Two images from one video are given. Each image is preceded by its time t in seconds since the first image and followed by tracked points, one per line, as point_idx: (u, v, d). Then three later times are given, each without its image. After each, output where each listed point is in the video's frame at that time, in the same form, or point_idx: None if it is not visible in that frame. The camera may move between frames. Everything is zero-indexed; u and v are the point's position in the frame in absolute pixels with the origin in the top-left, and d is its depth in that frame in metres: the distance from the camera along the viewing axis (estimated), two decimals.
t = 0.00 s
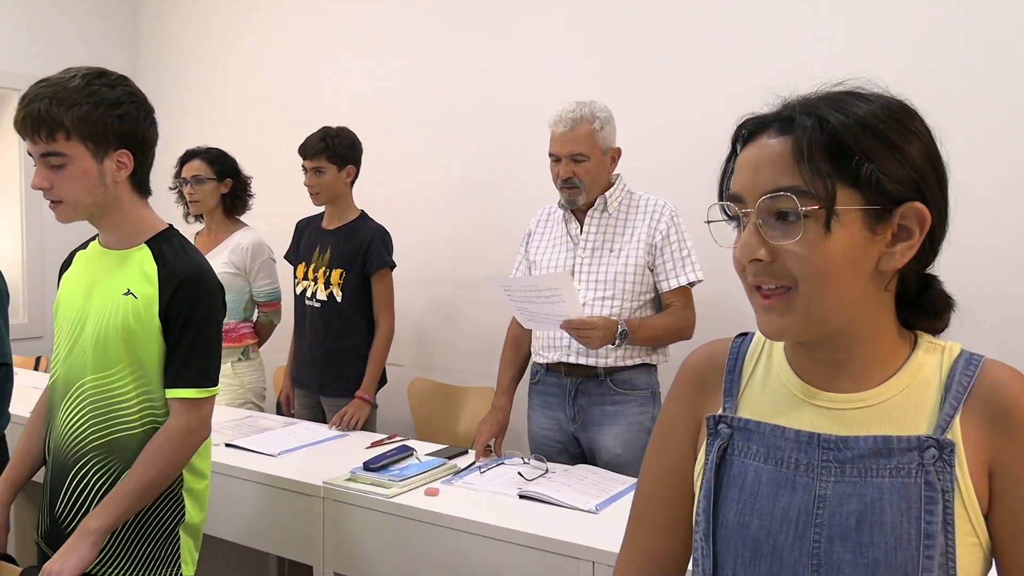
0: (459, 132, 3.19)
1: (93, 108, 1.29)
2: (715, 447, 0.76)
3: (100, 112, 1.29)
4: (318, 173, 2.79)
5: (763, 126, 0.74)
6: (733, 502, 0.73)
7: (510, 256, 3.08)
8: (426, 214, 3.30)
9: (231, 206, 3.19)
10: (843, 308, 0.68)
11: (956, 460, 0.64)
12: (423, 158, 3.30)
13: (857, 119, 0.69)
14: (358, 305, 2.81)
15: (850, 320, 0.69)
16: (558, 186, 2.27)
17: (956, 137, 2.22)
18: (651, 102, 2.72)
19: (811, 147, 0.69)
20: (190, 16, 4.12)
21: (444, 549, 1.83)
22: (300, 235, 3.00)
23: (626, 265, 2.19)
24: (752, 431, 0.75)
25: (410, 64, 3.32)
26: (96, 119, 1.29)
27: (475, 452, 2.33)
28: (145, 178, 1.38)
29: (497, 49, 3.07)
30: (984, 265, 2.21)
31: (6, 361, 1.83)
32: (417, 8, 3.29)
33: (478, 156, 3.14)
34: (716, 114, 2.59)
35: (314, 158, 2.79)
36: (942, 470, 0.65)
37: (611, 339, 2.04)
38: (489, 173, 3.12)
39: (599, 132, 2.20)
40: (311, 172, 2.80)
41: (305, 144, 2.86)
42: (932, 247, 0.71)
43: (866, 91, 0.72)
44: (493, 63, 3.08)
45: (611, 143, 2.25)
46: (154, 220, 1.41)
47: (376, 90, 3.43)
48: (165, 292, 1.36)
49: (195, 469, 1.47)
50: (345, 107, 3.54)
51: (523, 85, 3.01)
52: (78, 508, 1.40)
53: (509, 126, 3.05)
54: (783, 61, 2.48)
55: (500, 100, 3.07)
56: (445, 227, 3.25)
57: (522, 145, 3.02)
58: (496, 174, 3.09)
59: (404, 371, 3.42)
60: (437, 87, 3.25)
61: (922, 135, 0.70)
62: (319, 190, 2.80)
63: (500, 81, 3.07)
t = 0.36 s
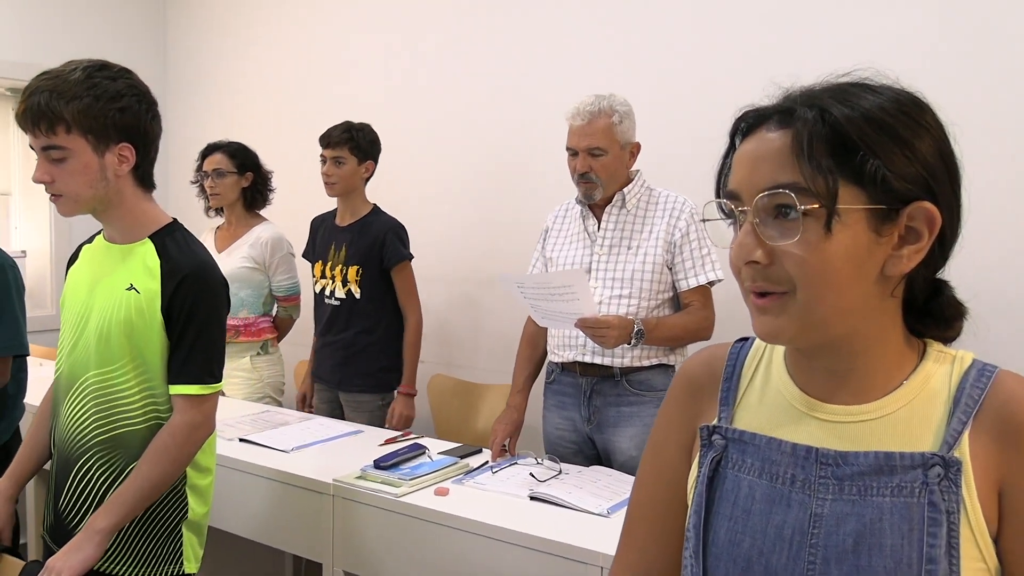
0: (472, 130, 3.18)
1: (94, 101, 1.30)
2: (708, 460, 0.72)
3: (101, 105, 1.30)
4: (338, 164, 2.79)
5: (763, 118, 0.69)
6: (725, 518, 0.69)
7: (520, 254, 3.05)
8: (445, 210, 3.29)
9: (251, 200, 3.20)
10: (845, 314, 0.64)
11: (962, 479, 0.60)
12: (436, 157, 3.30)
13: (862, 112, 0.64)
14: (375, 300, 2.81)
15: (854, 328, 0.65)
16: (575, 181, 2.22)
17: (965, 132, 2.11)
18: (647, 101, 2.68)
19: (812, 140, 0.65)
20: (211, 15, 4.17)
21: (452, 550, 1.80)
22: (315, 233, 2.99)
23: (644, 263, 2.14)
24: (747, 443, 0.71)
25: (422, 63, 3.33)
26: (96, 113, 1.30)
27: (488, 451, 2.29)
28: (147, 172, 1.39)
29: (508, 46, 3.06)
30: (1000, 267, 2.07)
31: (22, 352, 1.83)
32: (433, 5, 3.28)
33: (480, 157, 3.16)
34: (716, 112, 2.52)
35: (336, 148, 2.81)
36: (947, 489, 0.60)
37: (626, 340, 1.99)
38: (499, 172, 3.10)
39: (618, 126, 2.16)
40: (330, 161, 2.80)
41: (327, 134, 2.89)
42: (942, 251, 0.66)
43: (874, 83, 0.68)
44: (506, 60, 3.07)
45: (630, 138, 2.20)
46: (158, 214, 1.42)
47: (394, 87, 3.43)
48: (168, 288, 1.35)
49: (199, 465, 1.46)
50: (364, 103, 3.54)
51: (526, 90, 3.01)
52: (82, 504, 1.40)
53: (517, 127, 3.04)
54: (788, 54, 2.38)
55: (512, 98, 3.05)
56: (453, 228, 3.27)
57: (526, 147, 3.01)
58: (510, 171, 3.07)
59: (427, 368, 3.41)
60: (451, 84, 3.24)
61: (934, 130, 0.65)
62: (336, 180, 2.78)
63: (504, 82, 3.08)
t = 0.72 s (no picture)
0: (478, 131, 3.17)
1: (92, 99, 1.30)
2: (690, 468, 0.71)
3: (98, 103, 1.30)
4: (348, 160, 2.79)
5: (764, 108, 0.66)
6: (707, 528, 0.68)
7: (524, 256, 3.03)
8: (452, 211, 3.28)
9: (260, 199, 3.21)
10: (842, 313, 0.61)
11: (950, 491, 0.58)
12: (442, 158, 3.30)
13: (868, 106, 0.61)
14: (380, 299, 2.80)
15: (849, 330, 0.62)
16: (579, 181, 2.21)
17: (973, 134, 2.06)
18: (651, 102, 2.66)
19: (815, 131, 0.62)
20: (222, 15, 4.19)
21: (450, 552, 1.79)
22: (322, 235, 2.99)
23: (648, 264, 2.12)
24: (731, 451, 0.69)
25: (428, 64, 3.33)
26: (94, 111, 1.30)
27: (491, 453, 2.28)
28: (145, 170, 1.39)
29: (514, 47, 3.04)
30: (1010, 270, 2.01)
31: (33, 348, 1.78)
32: (441, 5, 3.28)
33: (483, 159, 3.16)
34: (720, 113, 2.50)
35: (347, 145, 2.81)
36: (935, 502, 0.58)
37: (629, 342, 1.97)
38: (503, 173, 3.09)
39: (621, 125, 2.14)
40: (341, 157, 2.80)
41: (338, 132, 2.88)
42: (939, 255, 0.64)
43: (880, 78, 0.65)
44: (511, 61, 3.05)
45: (634, 137, 2.19)
46: (156, 213, 1.41)
47: (401, 87, 3.42)
48: (165, 286, 1.35)
49: (196, 464, 1.45)
50: (372, 103, 3.54)
51: (529, 92, 3.01)
52: (79, 501, 1.40)
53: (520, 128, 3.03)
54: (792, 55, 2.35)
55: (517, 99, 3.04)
56: (457, 230, 3.27)
57: (529, 149, 3.01)
58: (516, 172, 3.06)
59: (433, 368, 3.40)
60: (457, 84, 3.23)
61: (938, 130, 0.63)
62: (346, 177, 2.78)
63: (508, 84, 3.07)
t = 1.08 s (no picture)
0: (483, 131, 3.17)
1: (86, 99, 1.31)
2: (663, 465, 0.70)
3: (92, 104, 1.32)
4: (349, 161, 2.80)
5: (731, 107, 0.65)
6: (679, 525, 0.67)
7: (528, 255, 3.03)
8: (457, 210, 3.28)
9: (267, 200, 3.21)
10: (813, 314, 0.59)
11: (920, 491, 0.57)
12: (447, 157, 3.30)
13: (835, 102, 0.60)
14: (382, 299, 2.81)
15: (821, 331, 0.61)
16: (579, 180, 2.21)
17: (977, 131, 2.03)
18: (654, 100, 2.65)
19: (782, 130, 0.60)
20: (230, 17, 4.22)
21: (447, 552, 1.79)
22: (328, 235, 2.99)
23: (648, 264, 2.11)
24: (703, 449, 0.69)
25: (433, 64, 3.34)
26: (87, 111, 1.31)
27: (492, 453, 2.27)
28: (140, 170, 1.40)
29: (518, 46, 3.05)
30: (1015, 269, 1.98)
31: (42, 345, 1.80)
32: (446, 5, 3.28)
33: (488, 160, 3.16)
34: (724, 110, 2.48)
35: (347, 145, 2.82)
36: (904, 501, 0.57)
37: (627, 341, 1.96)
38: (508, 173, 3.09)
39: (621, 124, 2.14)
40: (341, 159, 2.81)
41: (338, 134, 2.90)
42: (911, 250, 0.63)
43: (848, 74, 0.63)
44: (516, 60, 3.06)
45: (634, 136, 2.18)
46: (151, 212, 1.42)
47: (407, 87, 3.43)
48: (158, 283, 1.35)
49: (190, 462, 1.46)
50: (378, 103, 3.55)
51: (533, 92, 3.01)
52: (73, 499, 1.40)
53: (524, 127, 3.04)
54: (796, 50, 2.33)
55: (521, 99, 3.04)
56: (462, 229, 3.28)
57: (533, 150, 3.01)
58: (521, 171, 3.05)
59: (438, 368, 3.40)
60: (462, 84, 3.24)
61: (907, 124, 0.61)
62: (347, 177, 2.79)
63: (512, 82, 3.07)
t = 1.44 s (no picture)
0: (526, 125, 3.09)
1: (120, 111, 1.38)
2: (668, 466, 0.68)
3: (126, 115, 1.38)
4: (387, 168, 2.83)
5: (719, 119, 0.64)
6: (679, 528, 0.65)
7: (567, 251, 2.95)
8: (502, 206, 3.21)
9: (315, 205, 3.27)
10: (798, 325, 0.58)
11: (914, 504, 0.55)
12: (489, 153, 3.25)
13: (817, 111, 0.59)
14: (423, 300, 2.83)
15: (810, 341, 0.59)
16: (613, 169, 2.18)
17: None
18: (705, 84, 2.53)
19: (762, 140, 0.60)
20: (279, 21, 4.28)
21: (482, 552, 1.79)
22: (373, 239, 3.02)
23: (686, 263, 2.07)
24: (706, 452, 0.66)
25: (473, 58, 3.29)
26: (122, 122, 1.38)
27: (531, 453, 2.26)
28: (174, 178, 1.47)
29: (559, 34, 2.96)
30: None
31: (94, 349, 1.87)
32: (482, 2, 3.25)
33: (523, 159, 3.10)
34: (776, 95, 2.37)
35: (384, 152, 2.85)
36: (898, 515, 0.55)
37: (665, 344, 1.92)
38: (549, 168, 3.01)
39: (660, 118, 2.13)
40: (379, 166, 2.85)
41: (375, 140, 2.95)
42: (907, 260, 0.60)
43: (839, 81, 0.62)
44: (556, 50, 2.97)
45: (674, 132, 2.16)
46: (187, 218, 1.47)
47: (449, 85, 3.40)
48: (193, 287, 1.40)
49: (227, 459, 1.50)
50: (422, 100, 3.52)
51: (573, 81, 2.92)
52: (117, 495, 1.46)
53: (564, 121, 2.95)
54: (853, 25, 2.17)
55: (561, 90, 2.95)
56: (507, 226, 3.21)
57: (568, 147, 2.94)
58: (559, 164, 2.97)
59: (487, 368, 3.34)
60: (501, 79, 3.18)
61: (899, 130, 0.59)
62: (387, 183, 2.83)
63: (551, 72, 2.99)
